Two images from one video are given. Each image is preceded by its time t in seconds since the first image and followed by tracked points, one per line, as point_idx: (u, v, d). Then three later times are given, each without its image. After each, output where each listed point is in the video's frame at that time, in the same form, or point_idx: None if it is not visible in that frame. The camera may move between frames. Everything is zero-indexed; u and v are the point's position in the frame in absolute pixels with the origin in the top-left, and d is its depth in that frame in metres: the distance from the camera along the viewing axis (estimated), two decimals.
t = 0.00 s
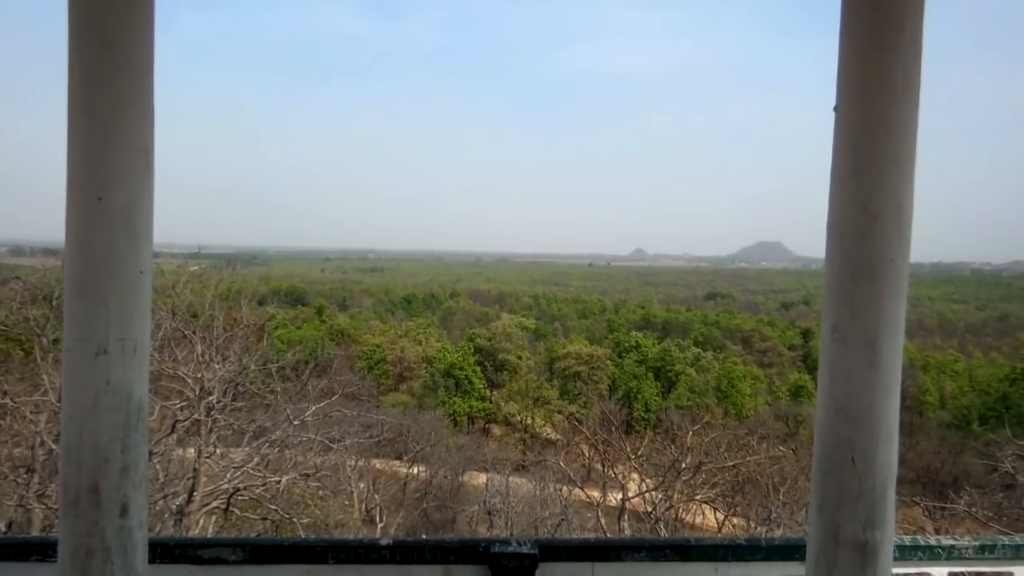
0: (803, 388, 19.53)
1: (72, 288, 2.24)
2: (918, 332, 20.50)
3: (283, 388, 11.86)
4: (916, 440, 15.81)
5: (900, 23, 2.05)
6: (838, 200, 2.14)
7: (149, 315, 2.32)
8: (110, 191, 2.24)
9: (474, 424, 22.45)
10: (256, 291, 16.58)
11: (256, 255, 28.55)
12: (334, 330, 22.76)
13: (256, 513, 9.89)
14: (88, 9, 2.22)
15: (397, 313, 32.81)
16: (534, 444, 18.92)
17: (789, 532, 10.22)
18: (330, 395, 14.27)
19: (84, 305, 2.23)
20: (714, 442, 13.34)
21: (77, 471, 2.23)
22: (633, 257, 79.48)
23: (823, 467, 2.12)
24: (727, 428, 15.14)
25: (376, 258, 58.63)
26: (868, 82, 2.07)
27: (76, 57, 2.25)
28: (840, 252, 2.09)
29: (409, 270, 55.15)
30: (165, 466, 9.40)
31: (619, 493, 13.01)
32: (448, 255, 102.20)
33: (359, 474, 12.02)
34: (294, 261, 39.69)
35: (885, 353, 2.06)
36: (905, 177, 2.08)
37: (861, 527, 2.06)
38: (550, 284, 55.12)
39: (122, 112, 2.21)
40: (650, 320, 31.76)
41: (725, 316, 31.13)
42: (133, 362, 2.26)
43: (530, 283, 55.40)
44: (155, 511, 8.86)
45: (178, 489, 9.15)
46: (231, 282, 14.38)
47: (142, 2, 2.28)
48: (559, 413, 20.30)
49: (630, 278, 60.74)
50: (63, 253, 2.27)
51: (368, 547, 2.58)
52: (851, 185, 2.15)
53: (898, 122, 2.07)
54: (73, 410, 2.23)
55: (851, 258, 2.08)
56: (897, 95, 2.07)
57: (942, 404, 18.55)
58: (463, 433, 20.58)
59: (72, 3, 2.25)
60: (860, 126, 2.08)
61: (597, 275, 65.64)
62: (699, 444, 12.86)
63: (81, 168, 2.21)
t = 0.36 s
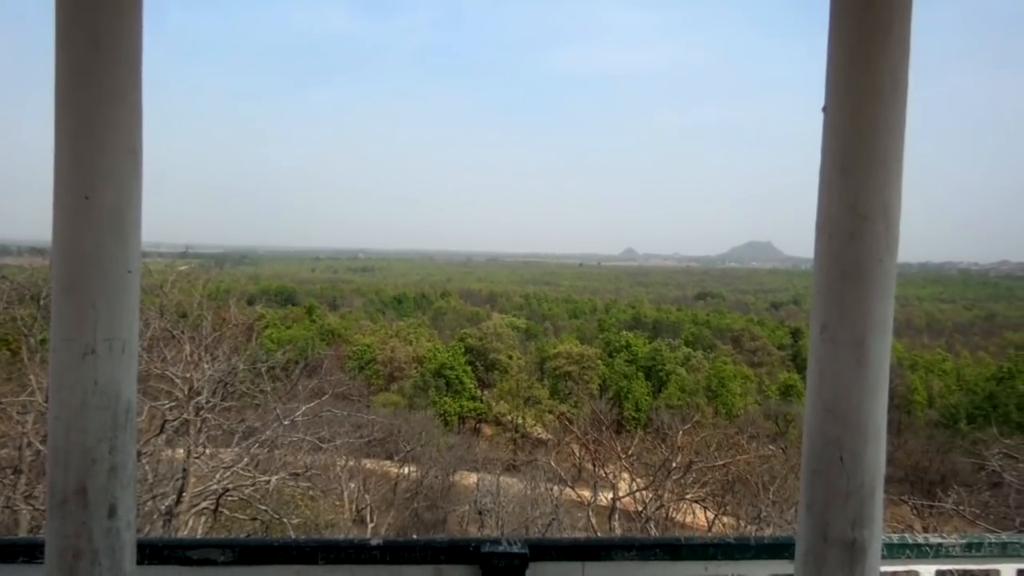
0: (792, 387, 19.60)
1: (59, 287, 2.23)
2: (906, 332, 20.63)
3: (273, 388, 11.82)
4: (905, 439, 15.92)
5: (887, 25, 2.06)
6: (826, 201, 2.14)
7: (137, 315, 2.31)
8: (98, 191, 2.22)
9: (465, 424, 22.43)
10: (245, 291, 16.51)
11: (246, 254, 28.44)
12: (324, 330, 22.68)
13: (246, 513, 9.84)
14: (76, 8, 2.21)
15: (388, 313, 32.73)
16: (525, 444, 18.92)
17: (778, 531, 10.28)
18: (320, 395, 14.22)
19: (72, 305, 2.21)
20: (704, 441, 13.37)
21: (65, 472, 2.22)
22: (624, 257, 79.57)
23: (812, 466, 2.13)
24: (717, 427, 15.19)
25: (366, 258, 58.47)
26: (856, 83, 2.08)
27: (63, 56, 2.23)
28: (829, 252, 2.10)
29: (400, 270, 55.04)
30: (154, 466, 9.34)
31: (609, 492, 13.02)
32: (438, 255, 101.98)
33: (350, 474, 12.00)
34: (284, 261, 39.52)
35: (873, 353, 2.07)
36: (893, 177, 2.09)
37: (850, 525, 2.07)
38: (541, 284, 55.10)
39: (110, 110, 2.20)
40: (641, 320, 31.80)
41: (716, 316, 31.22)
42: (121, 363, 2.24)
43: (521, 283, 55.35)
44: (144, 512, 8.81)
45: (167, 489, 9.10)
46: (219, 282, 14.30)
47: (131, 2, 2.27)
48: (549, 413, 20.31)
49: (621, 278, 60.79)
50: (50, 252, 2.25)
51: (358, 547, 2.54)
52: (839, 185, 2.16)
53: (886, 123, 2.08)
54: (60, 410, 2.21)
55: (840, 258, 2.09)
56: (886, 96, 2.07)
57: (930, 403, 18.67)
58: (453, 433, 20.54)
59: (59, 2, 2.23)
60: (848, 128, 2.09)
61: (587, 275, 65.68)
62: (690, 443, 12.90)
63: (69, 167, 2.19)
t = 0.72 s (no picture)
0: (780, 386, 19.69)
1: (43, 287, 2.21)
2: (892, 331, 20.79)
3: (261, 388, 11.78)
4: (891, 438, 16.04)
5: (873, 24, 2.07)
6: (813, 201, 2.15)
7: (123, 315, 2.29)
8: (82, 190, 2.20)
9: (454, 424, 22.43)
10: (232, 291, 16.43)
11: (234, 254, 28.29)
12: (312, 330, 22.59)
13: (234, 514, 9.79)
14: (62, 6, 2.19)
15: (377, 313, 32.64)
16: (514, 444, 18.94)
17: (767, 530, 10.35)
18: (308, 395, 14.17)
19: (57, 305, 2.20)
20: (693, 441, 13.42)
21: (49, 474, 2.20)
22: (613, 257, 79.68)
23: (799, 465, 2.14)
24: (706, 427, 15.25)
25: (355, 257, 58.22)
26: (843, 82, 2.09)
27: (47, 54, 2.21)
28: (816, 252, 2.11)
29: (389, 270, 54.87)
30: (141, 468, 9.28)
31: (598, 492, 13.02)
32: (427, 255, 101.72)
33: (339, 475, 11.99)
34: (271, 261, 39.30)
35: (860, 353, 2.09)
36: (881, 176, 2.09)
37: (836, 524, 2.08)
38: (530, 284, 55.04)
39: (95, 109, 2.18)
40: (630, 320, 31.87)
41: (704, 316, 31.32)
42: (106, 363, 2.23)
43: (511, 282, 55.23)
44: (130, 513, 8.76)
45: (154, 491, 9.04)
46: (206, 282, 14.23)
47: (117, 1, 2.25)
48: (538, 413, 20.33)
49: (610, 278, 60.80)
50: (34, 251, 2.24)
51: (347, 548, 2.54)
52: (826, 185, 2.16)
53: (872, 123, 2.09)
54: (45, 411, 2.19)
55: (827, 257, 2.10)
56: (872, 95, 2.08)
57: (917, 402, 18.80)
58: (443, 433, 20.51)
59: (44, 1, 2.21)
60: (835, 128, 2.09)
61: (576, 275, 65.69)
62: (678, 443, 12.94)
63: (54, 166, 2.18)
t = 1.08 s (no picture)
0: (767, 385, 19.81)
1: (26, 287, 2.19)
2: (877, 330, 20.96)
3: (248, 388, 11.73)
4: (877, 436, 16.17)
5: (857, 26, 2.08)
6: (798, 200, 2.16)
7: (107, 315, 2.27)
8: (65, 189, 2.18)
9: (442, 424, 22.39)
10: (219, 291, 16.33)
11: (220, 254, 28.13)
12: (300, 330, 22.52)
13: (221, 515, 9.71)
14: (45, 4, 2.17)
15: (365, 313, 32.57)
16: (502, 444, 18.98)
17: (753, 527, 10.43)
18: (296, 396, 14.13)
19: (39, 305, 2.18)
20: (681, 440, 13.47)
21: (32, 476, 2.18)
22: (601, 257, 79.86)
23: (784, 464, 2.15)
24: (694, 426, 15.30)
25: (343, 256, 58.00)
26: (827, 82, 2.10)
27: (30, 52, 2.19)
28: (800, 252, 2.11)
29: (376, 270, 54.68)
30: (127, 469, 9.23)
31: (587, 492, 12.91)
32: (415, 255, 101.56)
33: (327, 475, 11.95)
34: (259, 261, 39.10)
35: (844, 352, 2.10)
36: (864, 177, 2.11)
37: (822, 522, 2.09)
38: (518, 284, 55.00)
39: (78, 107, 2.16)
40: (618, 319, 31.94)
41: (692, 316, 31.46)
42: (91, 363, 2.21)
43: (499, 282, 55.14)
44: (116, 515, 8.72)
45: (140, 492, 8.97)
46: (192, 282, 14.15)
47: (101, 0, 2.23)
48: (527, 413, 20.41)
49: (598, 278, 60.82)
50: (17, 251, 2.22)
51: (335, 549, 2.53)
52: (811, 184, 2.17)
53: (856, 123, 2.10)
54: (28, 413, 2.18)
55: (812, 257, 2.11)
56: (856, 96, 2.09)
57: (902, 401, 18.94)
58: (431, 433, 20.48)
59: None
60: (820, 128, 2.10)
61: (565, 275, 65.77)
62: (666, 442, 12.98)
63: (37, 165, 2.16)
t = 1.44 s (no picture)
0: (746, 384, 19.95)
1: None
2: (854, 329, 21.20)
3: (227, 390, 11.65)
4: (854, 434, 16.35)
5: (833, 27, 2.10)
6: (776, 200, 2.17)
7: (80, 316, 2.25)
8: (38, 189, 2.15)
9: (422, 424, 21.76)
10: (197, 291, 16.15)
11: (198, 253, 27.82)
12: (279, 330, 22.36)
13: (199, 517, 9.56)
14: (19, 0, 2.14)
15: (344, 313, 32.38)
16: (483, 444, 19.05)
17: (733, 524, 10.53)
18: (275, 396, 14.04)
19: (11, 305, 2.13)
20: (660, 439, 13.54)
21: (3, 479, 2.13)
22: (581, 257, 80.06)
23: (762, 462, 2.17)
24: (673, 425, 15.37)
25: (322, 255, 57.49)
26: (806, 84, 2.11)
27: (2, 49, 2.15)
28: (778, 252, 2.13)
29: (356, 269, 54.35)
30: (103, 472, 9.10)
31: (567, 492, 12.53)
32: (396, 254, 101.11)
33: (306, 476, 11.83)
34: (237, 260, 38.67)
35: (820, 351, 2.12)
36: (840, 177, 2.13)
37: (798, 519, 2.11)
38: (499, 283, 54.91)
39: (54, 107, 2.14)
40: (599, 319, 32.02)
41: (672, 315, 31.63)
42: (64, 364, 2.19)
43: (479, 282, 54.99)
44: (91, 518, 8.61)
45: (116, 495, 8.88)
46: (168, 282, 14.00)
47: None
48: (507, 414, 20.66)
49: (579, 278, 60.83)
50: None
51: (313, 550, 2.51)
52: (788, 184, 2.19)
53: (834, 124, 2.12)
54: None
55: (789, 257, 2.13)
56: (833, 99, 2.11)
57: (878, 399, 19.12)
58: (411, 433, 20.41)
59: None
60: (797, 130, 2.12)
61: (545, 274, 65.84)
62: (646, 442, 13.05)
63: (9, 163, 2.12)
